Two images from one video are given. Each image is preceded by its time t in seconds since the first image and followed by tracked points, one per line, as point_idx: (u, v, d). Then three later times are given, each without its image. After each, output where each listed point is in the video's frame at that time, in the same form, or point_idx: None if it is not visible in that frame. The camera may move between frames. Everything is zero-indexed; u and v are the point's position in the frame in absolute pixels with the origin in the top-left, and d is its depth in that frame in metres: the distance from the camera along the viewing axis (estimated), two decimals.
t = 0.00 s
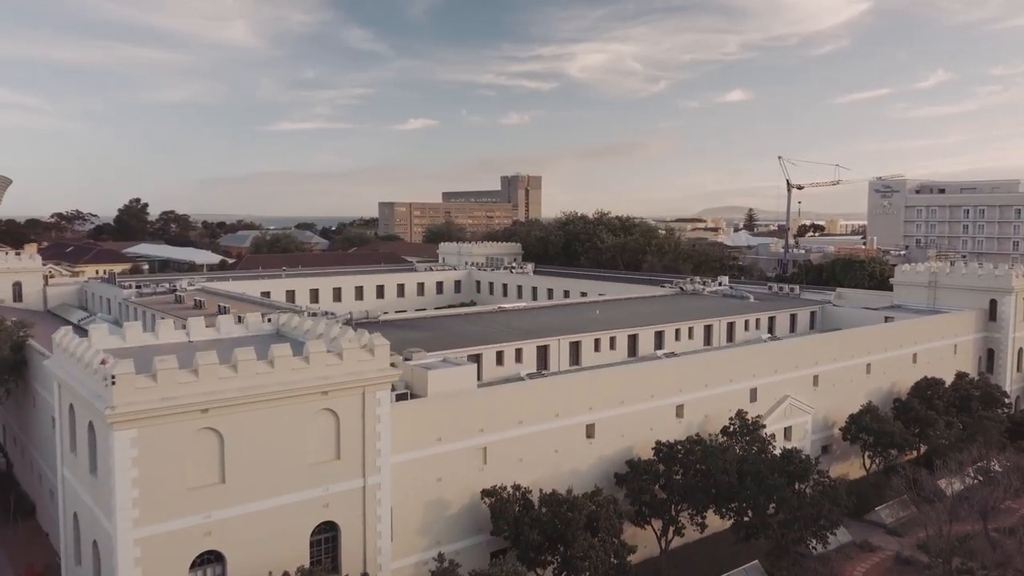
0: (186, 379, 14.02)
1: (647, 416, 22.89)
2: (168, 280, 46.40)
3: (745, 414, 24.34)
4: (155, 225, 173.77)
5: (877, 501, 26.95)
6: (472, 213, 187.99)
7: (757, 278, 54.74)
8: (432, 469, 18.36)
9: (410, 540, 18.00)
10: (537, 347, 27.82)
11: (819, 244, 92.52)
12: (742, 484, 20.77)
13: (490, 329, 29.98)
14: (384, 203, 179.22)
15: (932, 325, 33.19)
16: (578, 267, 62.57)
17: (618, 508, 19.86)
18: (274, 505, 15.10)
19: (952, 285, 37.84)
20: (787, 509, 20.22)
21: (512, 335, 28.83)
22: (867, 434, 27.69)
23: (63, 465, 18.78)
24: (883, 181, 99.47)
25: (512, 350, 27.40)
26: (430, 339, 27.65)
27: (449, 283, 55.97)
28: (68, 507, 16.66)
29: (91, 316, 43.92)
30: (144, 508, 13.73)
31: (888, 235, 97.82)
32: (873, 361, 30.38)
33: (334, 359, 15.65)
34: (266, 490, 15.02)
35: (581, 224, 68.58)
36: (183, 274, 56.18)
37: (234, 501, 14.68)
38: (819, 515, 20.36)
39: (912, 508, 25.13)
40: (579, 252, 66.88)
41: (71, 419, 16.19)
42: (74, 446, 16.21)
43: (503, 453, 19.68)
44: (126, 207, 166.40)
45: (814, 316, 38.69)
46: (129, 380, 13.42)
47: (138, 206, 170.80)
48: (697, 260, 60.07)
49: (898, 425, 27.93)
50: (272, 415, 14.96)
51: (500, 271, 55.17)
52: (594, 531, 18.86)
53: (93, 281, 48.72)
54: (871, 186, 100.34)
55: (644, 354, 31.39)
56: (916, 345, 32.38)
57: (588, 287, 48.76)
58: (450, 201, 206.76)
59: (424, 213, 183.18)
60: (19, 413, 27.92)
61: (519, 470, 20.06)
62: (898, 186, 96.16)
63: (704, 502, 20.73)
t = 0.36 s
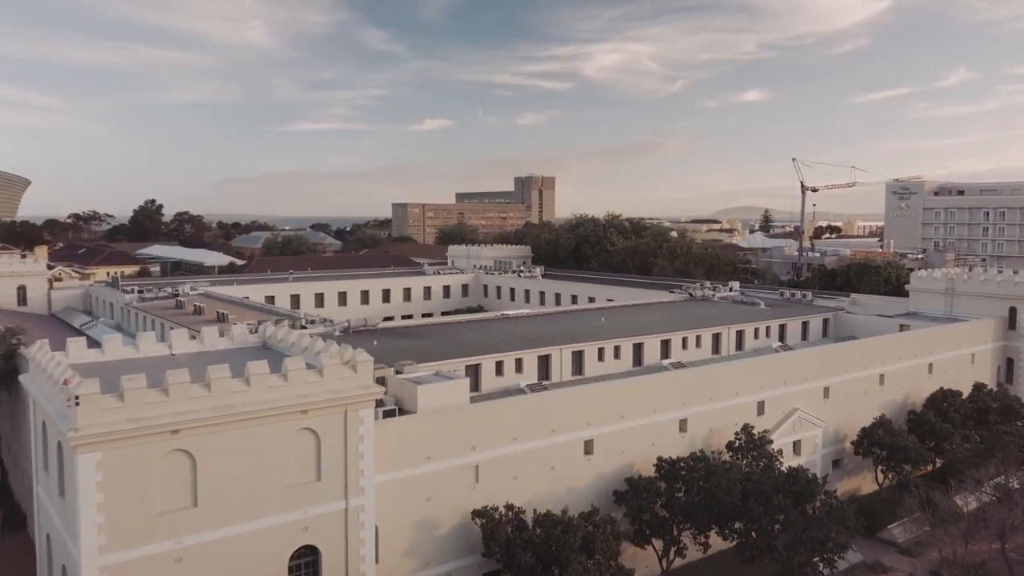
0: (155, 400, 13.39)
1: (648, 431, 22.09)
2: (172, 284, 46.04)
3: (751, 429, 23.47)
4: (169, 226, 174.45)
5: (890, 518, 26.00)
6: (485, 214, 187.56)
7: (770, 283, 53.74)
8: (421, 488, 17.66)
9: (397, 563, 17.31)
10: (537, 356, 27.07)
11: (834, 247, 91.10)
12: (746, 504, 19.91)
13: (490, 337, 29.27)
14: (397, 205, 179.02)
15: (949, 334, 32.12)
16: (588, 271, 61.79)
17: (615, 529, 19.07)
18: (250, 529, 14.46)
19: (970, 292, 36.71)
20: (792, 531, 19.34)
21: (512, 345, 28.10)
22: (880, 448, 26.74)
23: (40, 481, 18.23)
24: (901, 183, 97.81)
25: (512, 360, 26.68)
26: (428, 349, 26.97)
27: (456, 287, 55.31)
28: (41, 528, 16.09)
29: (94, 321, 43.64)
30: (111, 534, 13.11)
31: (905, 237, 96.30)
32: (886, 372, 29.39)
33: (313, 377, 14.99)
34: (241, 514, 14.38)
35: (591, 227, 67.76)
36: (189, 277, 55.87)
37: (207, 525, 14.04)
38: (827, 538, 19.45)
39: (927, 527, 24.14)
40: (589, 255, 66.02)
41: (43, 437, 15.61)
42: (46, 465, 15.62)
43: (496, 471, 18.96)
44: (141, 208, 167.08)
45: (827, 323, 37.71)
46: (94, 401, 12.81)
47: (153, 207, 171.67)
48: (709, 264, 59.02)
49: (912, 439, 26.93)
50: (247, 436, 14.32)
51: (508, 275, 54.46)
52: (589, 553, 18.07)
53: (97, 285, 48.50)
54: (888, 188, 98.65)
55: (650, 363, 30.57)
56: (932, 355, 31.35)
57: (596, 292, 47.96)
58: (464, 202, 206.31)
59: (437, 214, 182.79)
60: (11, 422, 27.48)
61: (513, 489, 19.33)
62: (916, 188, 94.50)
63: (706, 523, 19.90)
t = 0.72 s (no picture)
0: (120, 421, 12.77)
1: (649, 447, 21.29)
2: (176, 288, 45.74)
3: (757, 443, 22.62)
4: (184, 227, 175.38)
5: (902, 535, 25.07)
6: (499, 214, 187.13)
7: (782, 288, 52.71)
8: (408, 508, 16.98)
9: None
10: (538, 366, 26.34)
11: (849, 250, 89.81)
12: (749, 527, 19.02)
13: (490, 346, 28.56)
14: (410, 206, 178.90)
15: (966, 343, 31.04)
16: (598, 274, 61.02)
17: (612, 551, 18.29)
18: (223, 554, 13.82)
19: (988, 299, 35.58)
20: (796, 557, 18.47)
21: (512, 354, 27.38)
22: (892, 463, 25.77)
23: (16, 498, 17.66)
24: (919, 184, 96.26)
25: (511, 370, 25.93)
26: (425, 359, 26.30)
27: (464, 290, 54.69)
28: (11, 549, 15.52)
29: (97, 325, 43.32)
30: (73, 562, 12.50)
31: (923, 239, 94.85)
32: (900, 383, 28.41)
33: (290, 396, 14.34)
34: (213, 539, 13.74)
35: (602, 230, 66.95)
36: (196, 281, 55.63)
37: (178, 552, 13.42)
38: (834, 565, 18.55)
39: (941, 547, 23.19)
40: (599, 258, 65.14)
41: (12, 456, 15.03)
42: (15, 485, 15.06)
43: (487, 490, 18.26)
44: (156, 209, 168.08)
45: (839, 331, 36.73)
46: (54, 423, 12.19)
47: (168, 208, 172.38)
48: (721, 267, 57.95)
49: (927, 453, 25.93)
50: (220, 457, 13.70)
51: (515, 279, 53.73)
52: None
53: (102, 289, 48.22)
54: (906, 189, 97.02)
55: (655, 373, 29.73)
56: (948, 366, 30.32)
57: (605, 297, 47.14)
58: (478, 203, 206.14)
59: (451, 215, 182.46)
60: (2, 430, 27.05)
61: (506, 507, 18.61)
62: (934, 190, 92.90)
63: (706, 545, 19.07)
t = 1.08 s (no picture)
0: (81, 443, 12.17)
1: (649, 463, 20.50)
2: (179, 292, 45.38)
3: (762, 459, 21.76)
4: (198, 227, 175.97)
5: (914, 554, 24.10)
6: (512, 215, 186.55)
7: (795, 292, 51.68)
8: (391, 530, 16.31)
9: None
10: (537, 376, 25.60)
11: (864, 252, 88.44)
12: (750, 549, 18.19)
13: (490, 354, 27.82)
14: (423, 206, 178.68)
15: (982, 353, 29.96)
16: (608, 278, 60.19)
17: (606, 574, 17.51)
18: None
19: (1006, 306, 34.43)
20: None
21: (512, 363, 26.64)
22: (903, 479, 24.79)
23: None
24: (936, 185, 94.64)
25: (509, 380, 25.20)
26: (421, 368, 25.60)
27: (470, 294, 54.02)
28: None
29: (98, 329, 42.97)
30: None
31: (941, 241, 93.26)
32: (912, 395, 27.42)
33: (263, 416, 13.71)
34: (181, 566, 13.13)
35: (612, 231, 66.05)
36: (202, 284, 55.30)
37: None
38: None
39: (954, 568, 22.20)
40: (609, 261, 64.16)
41: None
42: None
43: (476, 510, 17.55)
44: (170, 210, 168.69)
45: (852, 338, 35.72)
46: (9, 447, 11.60)
47: (182, 209, 172.93)
48: (733, 271, 56.89)
49: (940, 468, 24.94)
50: (188, 480, 13.08)
51: (522, 283, 52.96)
52: None
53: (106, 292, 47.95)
54: (923, 191, 95.33)
55: (659, 382, 28.91)
56: (964, 376, 29.30)
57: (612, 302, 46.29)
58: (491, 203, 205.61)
59: (464, 216, 181.99)
60: None
61: (495, 527, 17.89)
62: (953, 191, 91.22)
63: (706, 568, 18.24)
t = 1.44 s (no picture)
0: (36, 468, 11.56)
1: (646, 481, 19.70)
2: (180, 297, 44.99)
3: (766, 476, 20.92)
4: (212, 228, 176.48)
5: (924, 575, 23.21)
6: (525, 216, 185.84)
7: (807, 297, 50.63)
8: (371, 553, 15.66)
9: None
10: (534, 387, 24.86)
11: (880, 255, 86.94)
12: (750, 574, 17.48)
13: (488, 363, 27.08)
14: (436, 207, 178.38)
15: (1000, 363, 28.87)
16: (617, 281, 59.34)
17: None
18: None
19: None
20: None
21: (510, 372, 25.90)
22: (915, 496, 23.86)
23: None
24: (955, 187, 92.93)
25: (506, 392, 24.46)
26: (415, 377, 24.90)
27: (477, 297, 53.33)
28: None
29: (99, 333, 42.63)
30: None
31: (961, 244, 91.60)
32: (926, 408, 26.44)
33: (232, 437, 13.06)
34: None
35: (622, 234, 65.12)
36: (206, 287, 54.96)
37: None
38: None
39: None
40: (619, 263, 63.52)
41: None
42: None
43: (463, 531, 16.85)
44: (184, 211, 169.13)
45: (864, 346, 34.71)
46: None
47: (196, 210, 173.42)
48: (744, 275, 55.79)
49: (955, 485, 23.95)
50: (150, 505, 12.46)
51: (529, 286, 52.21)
52: None
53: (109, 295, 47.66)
54: (941, 192, 93.72)
55: (663, 393, 28.08)
56: (980, 387, 28.27)
57: (619, 307, 45.39)
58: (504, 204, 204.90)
59: (477, 217, 181.36)
60: None
61: (483, 549, 17.20)
62: (972, 193, 89.53)
63: None
